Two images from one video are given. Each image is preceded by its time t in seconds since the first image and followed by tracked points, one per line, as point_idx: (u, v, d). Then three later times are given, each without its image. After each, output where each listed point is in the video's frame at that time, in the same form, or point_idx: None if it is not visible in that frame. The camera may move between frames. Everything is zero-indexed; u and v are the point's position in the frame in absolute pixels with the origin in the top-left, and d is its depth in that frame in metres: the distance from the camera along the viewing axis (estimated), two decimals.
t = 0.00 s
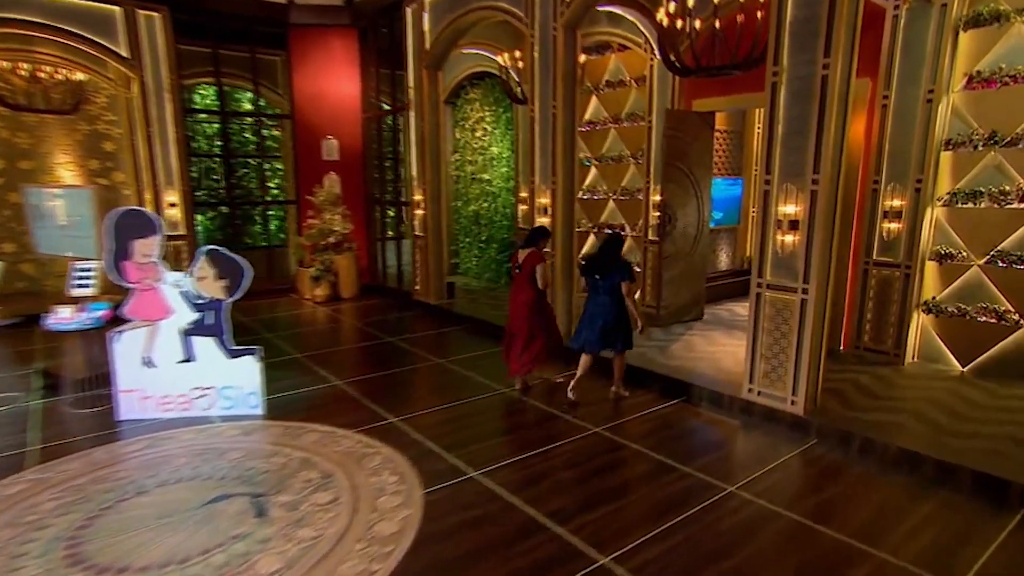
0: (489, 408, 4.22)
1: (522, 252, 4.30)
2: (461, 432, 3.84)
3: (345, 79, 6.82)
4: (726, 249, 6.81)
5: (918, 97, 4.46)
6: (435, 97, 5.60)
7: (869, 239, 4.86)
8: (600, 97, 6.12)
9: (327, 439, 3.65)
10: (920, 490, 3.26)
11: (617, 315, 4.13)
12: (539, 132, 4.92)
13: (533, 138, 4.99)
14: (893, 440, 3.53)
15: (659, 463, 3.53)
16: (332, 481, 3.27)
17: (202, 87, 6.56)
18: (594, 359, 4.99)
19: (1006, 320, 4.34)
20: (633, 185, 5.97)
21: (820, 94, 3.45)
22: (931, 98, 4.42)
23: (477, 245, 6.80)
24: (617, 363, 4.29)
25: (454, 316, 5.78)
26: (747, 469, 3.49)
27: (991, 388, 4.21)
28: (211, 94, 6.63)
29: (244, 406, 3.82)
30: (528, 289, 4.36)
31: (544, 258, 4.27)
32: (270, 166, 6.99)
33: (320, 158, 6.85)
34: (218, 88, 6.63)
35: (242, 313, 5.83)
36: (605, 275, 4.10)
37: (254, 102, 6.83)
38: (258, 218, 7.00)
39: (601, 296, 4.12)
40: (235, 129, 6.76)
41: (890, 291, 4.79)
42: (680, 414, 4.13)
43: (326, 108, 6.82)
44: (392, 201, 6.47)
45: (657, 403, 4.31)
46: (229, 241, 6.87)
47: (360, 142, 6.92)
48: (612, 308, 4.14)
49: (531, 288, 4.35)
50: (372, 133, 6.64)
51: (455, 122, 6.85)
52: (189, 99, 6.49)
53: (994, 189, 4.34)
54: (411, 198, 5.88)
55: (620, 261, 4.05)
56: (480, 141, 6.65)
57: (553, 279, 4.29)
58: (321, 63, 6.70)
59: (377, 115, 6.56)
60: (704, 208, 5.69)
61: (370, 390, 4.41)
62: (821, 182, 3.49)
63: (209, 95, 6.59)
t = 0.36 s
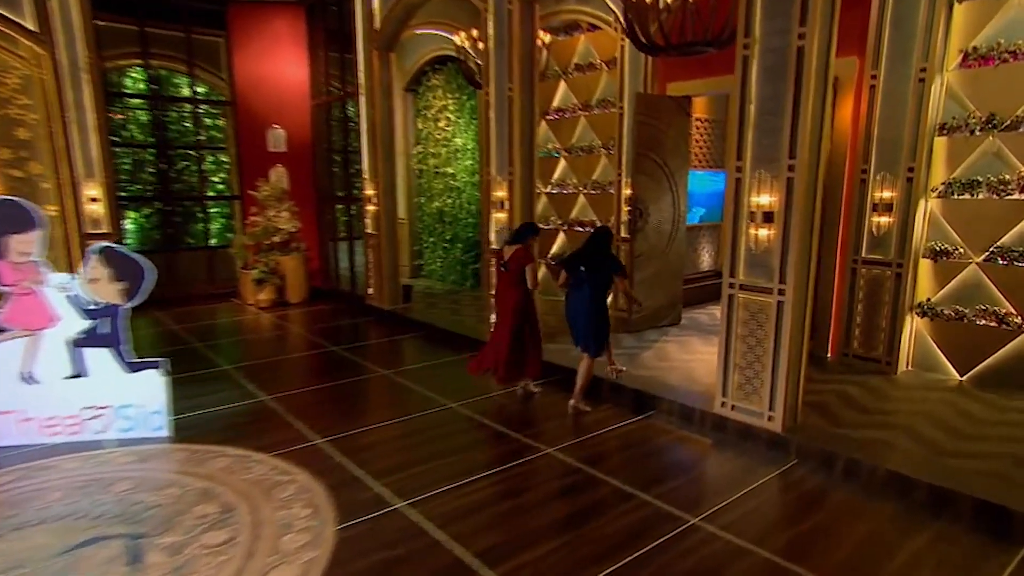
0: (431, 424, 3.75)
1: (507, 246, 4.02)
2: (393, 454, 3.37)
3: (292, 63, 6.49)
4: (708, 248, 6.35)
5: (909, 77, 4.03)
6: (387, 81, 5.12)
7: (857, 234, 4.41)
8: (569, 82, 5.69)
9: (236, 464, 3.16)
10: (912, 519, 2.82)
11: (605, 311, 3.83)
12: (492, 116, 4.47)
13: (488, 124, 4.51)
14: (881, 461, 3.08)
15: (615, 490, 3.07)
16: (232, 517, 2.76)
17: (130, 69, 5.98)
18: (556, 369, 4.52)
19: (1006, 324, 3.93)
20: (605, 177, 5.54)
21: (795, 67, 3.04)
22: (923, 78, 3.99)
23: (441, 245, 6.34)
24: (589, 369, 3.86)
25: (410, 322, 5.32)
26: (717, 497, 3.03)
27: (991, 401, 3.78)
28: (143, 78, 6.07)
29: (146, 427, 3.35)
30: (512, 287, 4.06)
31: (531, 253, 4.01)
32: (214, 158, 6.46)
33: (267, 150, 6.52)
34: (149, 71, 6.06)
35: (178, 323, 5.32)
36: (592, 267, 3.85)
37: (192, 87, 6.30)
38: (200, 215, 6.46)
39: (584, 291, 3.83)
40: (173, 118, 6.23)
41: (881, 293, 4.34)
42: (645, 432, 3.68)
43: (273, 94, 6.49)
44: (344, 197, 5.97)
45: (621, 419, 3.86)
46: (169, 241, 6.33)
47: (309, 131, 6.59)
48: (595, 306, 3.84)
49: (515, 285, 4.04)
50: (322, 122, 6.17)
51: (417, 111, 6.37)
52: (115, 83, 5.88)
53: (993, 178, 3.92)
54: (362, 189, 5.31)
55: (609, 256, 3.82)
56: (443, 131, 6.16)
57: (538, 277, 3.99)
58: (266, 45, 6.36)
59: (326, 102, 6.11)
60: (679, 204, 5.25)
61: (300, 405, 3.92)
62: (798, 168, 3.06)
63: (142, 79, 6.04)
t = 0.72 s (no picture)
0: (356, 446, 3.30)
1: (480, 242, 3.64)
2: (303, 483, 2.92)
3: (228, 45, 6.19)
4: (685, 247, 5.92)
5: (892, 54, 3.63)
6: (328, 66, 4.62)
7: (838, 230, 3.99)
8: (531, 65, 5.27)
9: (115, 498, 2.66)
10: (894, 554, 2.40)
11: (587, 296, 3.59)
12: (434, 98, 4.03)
13: (431, 109, 4.07)
14: (860, 487, 2.66)
15: (552, 524, 2.63)
16: (89, 567, 2.25)
17: (44, 49, 5.54)
18: (508, 382, 4.06)
19: (1002, 328, 3.53)
20: (570, 170, 5.13)
21: (760, 34, 2.63)
22: (908, 55, 3.59)
23: (398, 246, 5.90)
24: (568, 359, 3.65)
25: (356, 329, 4.86)
26: (670, 533, 2.59)
27: (985, 416, 3.37)
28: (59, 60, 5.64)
29: (12, 457, 2.91)
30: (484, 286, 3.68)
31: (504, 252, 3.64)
32: (145, 149, 6.05)
33: (200, 140, 6.18)
34: (65, 52, 5.63)
35: (97, 337, 4.80)
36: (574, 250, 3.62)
37: (114, 68, 5.86)
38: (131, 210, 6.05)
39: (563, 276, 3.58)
40: (95, 104, 5.83)
41: (865, 295, 3.91)
42: (596, 454, 3.24)
43: (208, 77, 6.16)
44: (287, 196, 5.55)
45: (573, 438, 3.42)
46: (94, 241, 5.92)
47: (248, 118, 6.23)
48: (575, 292, 3.57)
49: (486, 285, 3.70)
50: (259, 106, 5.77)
51: (372, 99, 5.92)
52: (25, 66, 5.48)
53: (985, 165, 3.52)
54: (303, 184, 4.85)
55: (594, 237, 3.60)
56: (399, 121, 5.72)
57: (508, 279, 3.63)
58: (198, 26, 6.07)
59: (265, 87, 5.78)
60: (648, 198, 4.84)
61: (210, 427, 3.44)
62: (762, 151, 2.65)
63: (59, 60, 5.62)
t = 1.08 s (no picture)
0: (258, 473, 2.86)
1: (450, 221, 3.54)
2: (183, 519, 2.49)
3: (153, 26, 5.75)
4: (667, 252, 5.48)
5: (874, 31, 3.25)
6: (261, 49, 4.24)
7: (817, 228, 3.57)
8: (490, 49, 4.85)
9: None
10: None
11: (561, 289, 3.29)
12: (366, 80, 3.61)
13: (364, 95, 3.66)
14: (832, 525, 2.24)
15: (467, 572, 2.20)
16: None
17: None
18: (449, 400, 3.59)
19: (999, 339, 3.13)
20: (531, 166, 4.73)
21: None
22: (891, 31, 3.20)
23: (353, 249, 5.49)
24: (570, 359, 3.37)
25: (294, 342, 4.42)
26: None
27: (981, 439, 2.95)
28: None
29: None
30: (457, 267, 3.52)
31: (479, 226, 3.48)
32: (69, 142, 5.53)
33: (126, 130, 5.69)
34: None
35: (7, 350, 4.35)
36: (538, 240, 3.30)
37: (23, 49, 5.30)
38: (49, 208, 5.52)
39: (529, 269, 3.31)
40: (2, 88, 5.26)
41: (848, 301, 3.49)
42: (537, 484, 2.81)
43: (131, 61, 5.68)
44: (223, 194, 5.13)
45: (513, 464, 2.99)
46: (7, 243, 5.39)
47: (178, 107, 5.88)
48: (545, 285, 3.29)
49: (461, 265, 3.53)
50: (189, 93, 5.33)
51: (323, 89, 5.52)
52: None
53: (978, 154, 3.13)
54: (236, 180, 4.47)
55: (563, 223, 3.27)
56: (351, 114, 5.34)
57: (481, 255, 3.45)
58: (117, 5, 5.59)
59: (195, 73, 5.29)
60: (615, 195, 4.44)
61: (93, 456, 2.98)
62: (715, 133, 2.26)
63: None
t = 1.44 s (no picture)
0: (140, 509, 2.47)
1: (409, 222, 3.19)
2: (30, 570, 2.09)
3: (72, 10, 5.08)
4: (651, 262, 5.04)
5: (854, 9, 2.90)
6: (189, 34, 4.11)
7: (796, 231, 3.18)
8: (445, 37, 4.48)
9: None
10: None
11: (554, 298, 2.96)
12: (289, 67, 3.26)
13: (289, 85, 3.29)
14: None
15: None
16: None
17: None
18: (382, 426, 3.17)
19: (998, 357, 2.73)
20: (490, 164, 4.41)
21: None
22: (872, 8, 2.84)
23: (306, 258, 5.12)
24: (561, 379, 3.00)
25: (228, 362, 4.03)
26: None
27: (979, 473, 2.56)
28: None
29: None
30: (421, 275, 3.16)
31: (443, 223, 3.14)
32: None
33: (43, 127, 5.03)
34: None
35: None
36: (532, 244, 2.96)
37: None
38: None
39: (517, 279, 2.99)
40: None
41: (831, 313, 3.10)
42: (464, 526, 2.40)
43: (46, 49, 5.01)
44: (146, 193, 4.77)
45: (442, 501, 2.58)
46: None
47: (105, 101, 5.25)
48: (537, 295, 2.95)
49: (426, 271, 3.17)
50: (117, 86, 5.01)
51: (274, 84, 5.22)
52: None
53: (971, 146, 2.77)
54: (164, 183, 4.29)
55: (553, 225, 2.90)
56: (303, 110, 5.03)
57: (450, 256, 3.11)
58: None
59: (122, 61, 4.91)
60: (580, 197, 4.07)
61: None
62: (653, 115, 1.90)
63: None
